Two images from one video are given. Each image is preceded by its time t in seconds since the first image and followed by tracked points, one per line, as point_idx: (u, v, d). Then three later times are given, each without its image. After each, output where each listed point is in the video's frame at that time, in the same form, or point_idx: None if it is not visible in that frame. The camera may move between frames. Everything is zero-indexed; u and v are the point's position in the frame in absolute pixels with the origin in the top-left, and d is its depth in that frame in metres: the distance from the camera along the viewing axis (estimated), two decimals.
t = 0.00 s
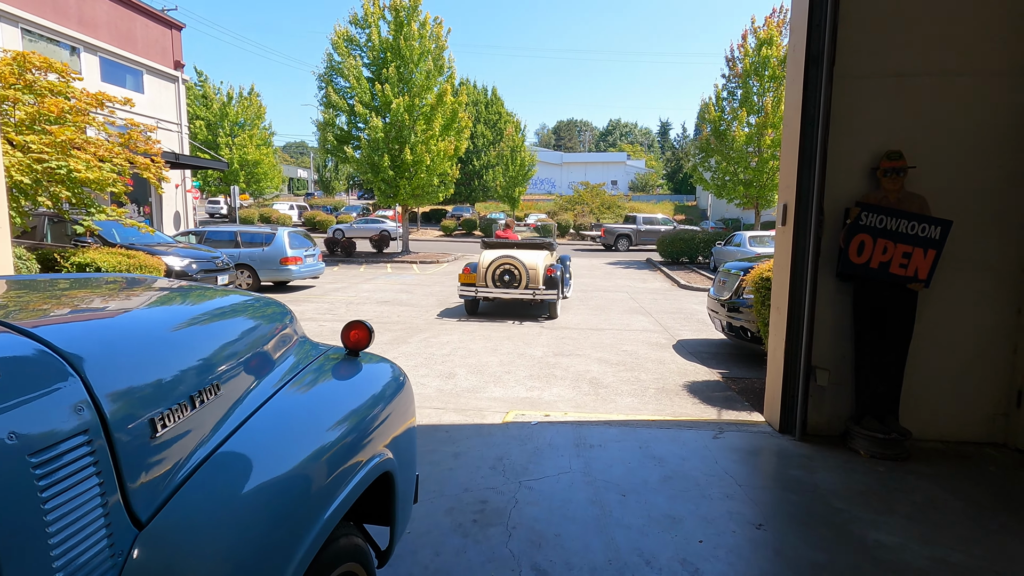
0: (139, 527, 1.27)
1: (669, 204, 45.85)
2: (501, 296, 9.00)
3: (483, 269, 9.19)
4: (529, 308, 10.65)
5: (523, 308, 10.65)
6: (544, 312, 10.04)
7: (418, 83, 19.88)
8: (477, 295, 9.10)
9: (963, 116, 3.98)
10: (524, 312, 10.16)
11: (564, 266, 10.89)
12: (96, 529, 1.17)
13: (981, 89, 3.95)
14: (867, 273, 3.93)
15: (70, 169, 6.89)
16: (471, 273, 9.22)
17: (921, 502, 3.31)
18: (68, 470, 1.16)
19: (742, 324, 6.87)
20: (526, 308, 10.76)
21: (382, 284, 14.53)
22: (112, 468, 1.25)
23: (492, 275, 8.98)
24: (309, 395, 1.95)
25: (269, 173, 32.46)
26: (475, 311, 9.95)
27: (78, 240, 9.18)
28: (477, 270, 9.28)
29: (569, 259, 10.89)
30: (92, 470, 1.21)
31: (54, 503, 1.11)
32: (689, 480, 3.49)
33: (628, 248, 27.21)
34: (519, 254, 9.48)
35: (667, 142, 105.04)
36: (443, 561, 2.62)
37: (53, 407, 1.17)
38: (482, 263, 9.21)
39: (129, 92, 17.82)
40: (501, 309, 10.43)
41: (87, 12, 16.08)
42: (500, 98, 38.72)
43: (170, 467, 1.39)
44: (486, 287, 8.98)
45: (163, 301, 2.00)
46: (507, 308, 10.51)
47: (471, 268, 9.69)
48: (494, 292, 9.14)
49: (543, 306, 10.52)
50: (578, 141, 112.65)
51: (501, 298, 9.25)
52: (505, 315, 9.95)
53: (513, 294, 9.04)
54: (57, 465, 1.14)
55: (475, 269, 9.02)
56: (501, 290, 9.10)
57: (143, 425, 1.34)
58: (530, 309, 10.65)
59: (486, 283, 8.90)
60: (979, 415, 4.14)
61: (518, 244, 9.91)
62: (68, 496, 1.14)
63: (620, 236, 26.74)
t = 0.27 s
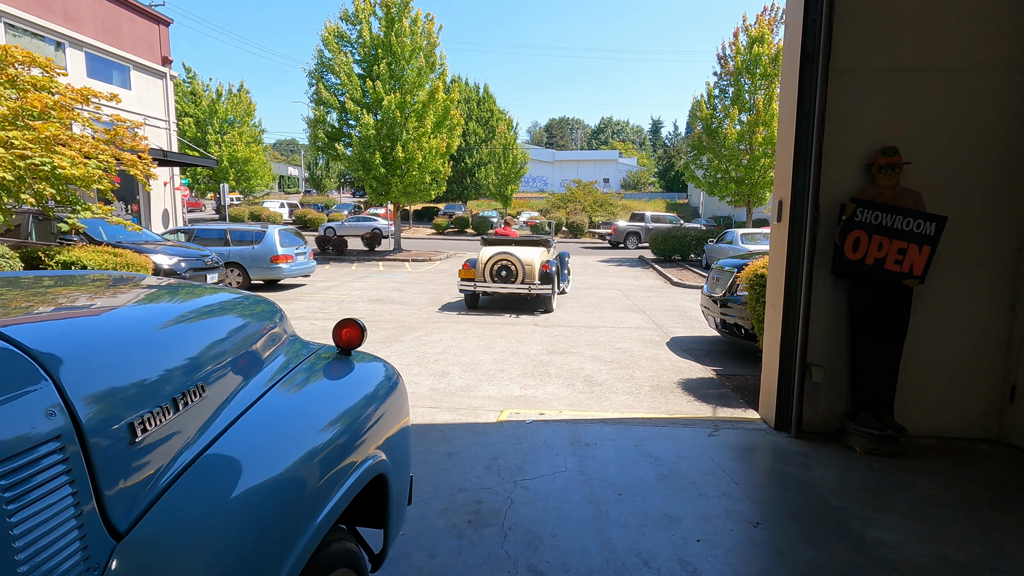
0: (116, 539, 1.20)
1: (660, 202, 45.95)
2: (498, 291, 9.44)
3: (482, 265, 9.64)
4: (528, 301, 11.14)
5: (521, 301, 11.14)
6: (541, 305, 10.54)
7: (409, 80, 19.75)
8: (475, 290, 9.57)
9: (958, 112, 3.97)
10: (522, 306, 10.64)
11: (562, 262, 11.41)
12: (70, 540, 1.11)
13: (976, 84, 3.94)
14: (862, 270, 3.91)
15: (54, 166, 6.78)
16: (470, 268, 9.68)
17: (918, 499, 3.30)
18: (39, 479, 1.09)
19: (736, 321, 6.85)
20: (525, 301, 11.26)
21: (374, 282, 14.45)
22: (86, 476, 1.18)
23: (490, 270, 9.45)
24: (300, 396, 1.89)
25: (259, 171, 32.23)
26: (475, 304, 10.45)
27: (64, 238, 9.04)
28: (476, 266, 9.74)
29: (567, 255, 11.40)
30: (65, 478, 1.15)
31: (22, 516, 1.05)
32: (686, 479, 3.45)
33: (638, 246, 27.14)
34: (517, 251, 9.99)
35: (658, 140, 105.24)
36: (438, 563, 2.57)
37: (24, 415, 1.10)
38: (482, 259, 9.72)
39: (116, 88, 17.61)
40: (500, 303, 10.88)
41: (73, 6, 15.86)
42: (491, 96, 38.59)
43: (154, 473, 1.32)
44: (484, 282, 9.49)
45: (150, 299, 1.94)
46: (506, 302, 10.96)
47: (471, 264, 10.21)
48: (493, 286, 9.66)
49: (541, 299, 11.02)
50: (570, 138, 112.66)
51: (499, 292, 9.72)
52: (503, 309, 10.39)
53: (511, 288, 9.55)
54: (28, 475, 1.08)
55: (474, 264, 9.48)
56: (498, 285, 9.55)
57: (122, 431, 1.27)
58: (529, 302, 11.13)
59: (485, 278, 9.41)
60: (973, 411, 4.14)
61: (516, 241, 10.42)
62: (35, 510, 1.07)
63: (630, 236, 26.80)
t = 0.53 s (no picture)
0: (93, 550, 1.14)
1: (654, 202, 46.03)
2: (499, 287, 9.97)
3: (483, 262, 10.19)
4: (527, 297, 11.66)
5: (522, 297, 11.67)
6: (540, 301, 11.04)
7: (403, 80, 19.68)
8: (477, 286, 10.11)
9: (953, 111, 3.97)
10: (522, 302, 11.15)
11: (561, 260, 11.94)
12: (44, 551, 1.06)
13: (969, 83, 3.94)
14: (858, 268, 3.90)
15: (42, 165, 6.71)
16: (472, 266, 10.22)
17: (914, 498, 3.29)
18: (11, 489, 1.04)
19: (731, 320, 6.83)
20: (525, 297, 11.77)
21: (368, 282, 14.39)
22: (63, 483, 1.13)
23: (491, 267, 10.01)
24: (291, 397, 1.85)
25: (251, 171, 32.10)
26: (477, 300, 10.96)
27: (53, 239, 8.96)
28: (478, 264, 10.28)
29: (566, 254, 11.95)
30: (38, 485, 1.09)
31: None
32: (682, 479, 3.43)
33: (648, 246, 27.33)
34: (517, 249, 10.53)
35: (651, 141, 105.46)
36: (431, 567, 2.53)
37: None
38: (483, 257, 10.26)
39: (106, 87, 17.48)
40: (502, 299, 11.40)
41: (62, 5, 15.73)
42: (485, 96, 38.54)
43: (137, 478, 1.28)
44: (485, 279, 10.02)
45: (138, 298, 1.89)
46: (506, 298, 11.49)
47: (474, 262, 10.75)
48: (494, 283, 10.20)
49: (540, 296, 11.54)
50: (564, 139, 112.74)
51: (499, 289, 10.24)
52: (504, 304, 10.90)
53: (511, 285, 10.08)
54: None
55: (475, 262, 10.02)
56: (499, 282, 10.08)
57: (102, 435, 1.22)
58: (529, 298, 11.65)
59: (486, 275, 9.94)
60: (967, 409, 4.14)
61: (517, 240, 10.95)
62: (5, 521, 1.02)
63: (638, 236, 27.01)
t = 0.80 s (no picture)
0: (73, 561, 1.11)
1: (649, 204, 46.23)
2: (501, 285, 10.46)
3: (486, 262, 10.69)
4: (529, 296, 12.14)
5: (524, 296, 12.15)
6: (541, 299, 11.51)
7: (398, 81, 19.66)
8: (479, 285, 10.59)
9: (946, 112, 3.98)
10: (523, 300, 11.64)
11: (561, 261, 12.45)
12: (20, 560, 1.03)
13: (962, 85, 3.95)
14: (852, 269, 3.90)
15: (32, 166, 6.66)
16: (475, 266, 10.73)
17: (909, 499, 3.29)
18: None
19: (726, 322, 6.83)
20: (527, 296, 12.26)
21: (363, 284, 14.35)
22: (42, 491, 1.10)
23: (494, 266, 10.55)
24: (283, 400, 1.83)
25: (245, 172, 31.99)
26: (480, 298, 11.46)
27: (44, 241, 8.88)
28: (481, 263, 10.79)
29: (566, 255, 12.46)
30: (15, 495, 1.06)
31: None
32: (678, 481, 3.43)
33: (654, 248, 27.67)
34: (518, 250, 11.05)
35: (646, 142, 105.79)
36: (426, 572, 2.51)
37: None
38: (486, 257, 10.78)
39: (98, 88, 17.38)
40: (504, 299, 11.89)
41: (54, 5, 15.63)
42: (480, 97, 38.51)
43: (123, 484, 1.25)
44: (487, 278, 10.52)
45: (129, 300, 1.88)
46: (508, 297, 12.01)
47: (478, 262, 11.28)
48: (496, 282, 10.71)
49: (541, 295, 12.01)
50: (559, 141, 112.96)
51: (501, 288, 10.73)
52: (505, 303, 11.38)
53: (512, 283, 10.58)
54: None
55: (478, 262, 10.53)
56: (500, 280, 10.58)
57: (86, 441, 1.20)
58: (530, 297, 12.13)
59: (487, 274, 10.44)
60: (961, 410, 4.14)
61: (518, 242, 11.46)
62: None
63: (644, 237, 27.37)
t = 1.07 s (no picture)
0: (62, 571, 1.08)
1: (644, 205, 46.34)
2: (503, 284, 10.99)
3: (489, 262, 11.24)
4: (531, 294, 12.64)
5: (526, 294, 12.69)
6: (542, 297, 12.03)
7: (393, 83, 19.62)
8: (483, 284, 11.12)
9: (939, 115, 4.00)
10: (525, 298, 12.17)
11: (562, 261, 12.96)
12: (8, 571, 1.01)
13: (954, 87, 3.97)
14: (847, 271, 3.91)
15: (23, 168, 6.62)
16: (479, 266, 11.26)
17: (904, 501, 3.30)
18: None
19: (721, 323, 6.85)
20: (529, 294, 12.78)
21: (357, 285, 14.31)
22: (29, 501, 1.08)
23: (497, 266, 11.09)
24: (278, 405, 1.82)
25: (240, 173, 31.88)
26: (484, 296, 12.00)
27: (36, 242, 8.82)
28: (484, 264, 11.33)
29: (568, 255, 12.98)
30: (1, 505, 1.04)
31: None
32: (673, 484, 3.42)
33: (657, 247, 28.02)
34: (521, 250, 11.61)
35: (641, 143, 106.01)
36: None
37: None
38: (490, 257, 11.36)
39: (91, 89, 17.28)
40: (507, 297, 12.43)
41: (46, 5, 15.53)
42: (476, 99, 38.47)
43: (115, 492, 1.24)
44: (490, 276, 11.07)
45: (122, 305, 1.86)
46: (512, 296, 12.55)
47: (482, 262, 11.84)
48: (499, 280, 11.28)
49: (543, 293, 12.52)
50: (554, 142, 113.07)
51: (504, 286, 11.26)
52: (508, 301, 11.91)
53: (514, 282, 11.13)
54: None
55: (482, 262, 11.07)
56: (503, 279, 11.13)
57: (75, 449, 1.18)
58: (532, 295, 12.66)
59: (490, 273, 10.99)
60: (955, 411, 4.16)
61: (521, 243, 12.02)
62: None
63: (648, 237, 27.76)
